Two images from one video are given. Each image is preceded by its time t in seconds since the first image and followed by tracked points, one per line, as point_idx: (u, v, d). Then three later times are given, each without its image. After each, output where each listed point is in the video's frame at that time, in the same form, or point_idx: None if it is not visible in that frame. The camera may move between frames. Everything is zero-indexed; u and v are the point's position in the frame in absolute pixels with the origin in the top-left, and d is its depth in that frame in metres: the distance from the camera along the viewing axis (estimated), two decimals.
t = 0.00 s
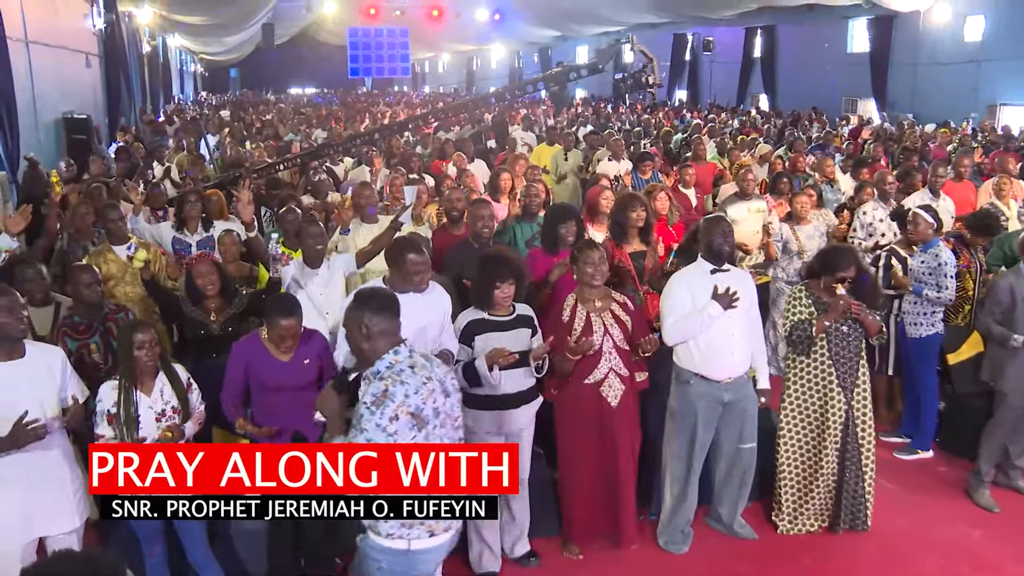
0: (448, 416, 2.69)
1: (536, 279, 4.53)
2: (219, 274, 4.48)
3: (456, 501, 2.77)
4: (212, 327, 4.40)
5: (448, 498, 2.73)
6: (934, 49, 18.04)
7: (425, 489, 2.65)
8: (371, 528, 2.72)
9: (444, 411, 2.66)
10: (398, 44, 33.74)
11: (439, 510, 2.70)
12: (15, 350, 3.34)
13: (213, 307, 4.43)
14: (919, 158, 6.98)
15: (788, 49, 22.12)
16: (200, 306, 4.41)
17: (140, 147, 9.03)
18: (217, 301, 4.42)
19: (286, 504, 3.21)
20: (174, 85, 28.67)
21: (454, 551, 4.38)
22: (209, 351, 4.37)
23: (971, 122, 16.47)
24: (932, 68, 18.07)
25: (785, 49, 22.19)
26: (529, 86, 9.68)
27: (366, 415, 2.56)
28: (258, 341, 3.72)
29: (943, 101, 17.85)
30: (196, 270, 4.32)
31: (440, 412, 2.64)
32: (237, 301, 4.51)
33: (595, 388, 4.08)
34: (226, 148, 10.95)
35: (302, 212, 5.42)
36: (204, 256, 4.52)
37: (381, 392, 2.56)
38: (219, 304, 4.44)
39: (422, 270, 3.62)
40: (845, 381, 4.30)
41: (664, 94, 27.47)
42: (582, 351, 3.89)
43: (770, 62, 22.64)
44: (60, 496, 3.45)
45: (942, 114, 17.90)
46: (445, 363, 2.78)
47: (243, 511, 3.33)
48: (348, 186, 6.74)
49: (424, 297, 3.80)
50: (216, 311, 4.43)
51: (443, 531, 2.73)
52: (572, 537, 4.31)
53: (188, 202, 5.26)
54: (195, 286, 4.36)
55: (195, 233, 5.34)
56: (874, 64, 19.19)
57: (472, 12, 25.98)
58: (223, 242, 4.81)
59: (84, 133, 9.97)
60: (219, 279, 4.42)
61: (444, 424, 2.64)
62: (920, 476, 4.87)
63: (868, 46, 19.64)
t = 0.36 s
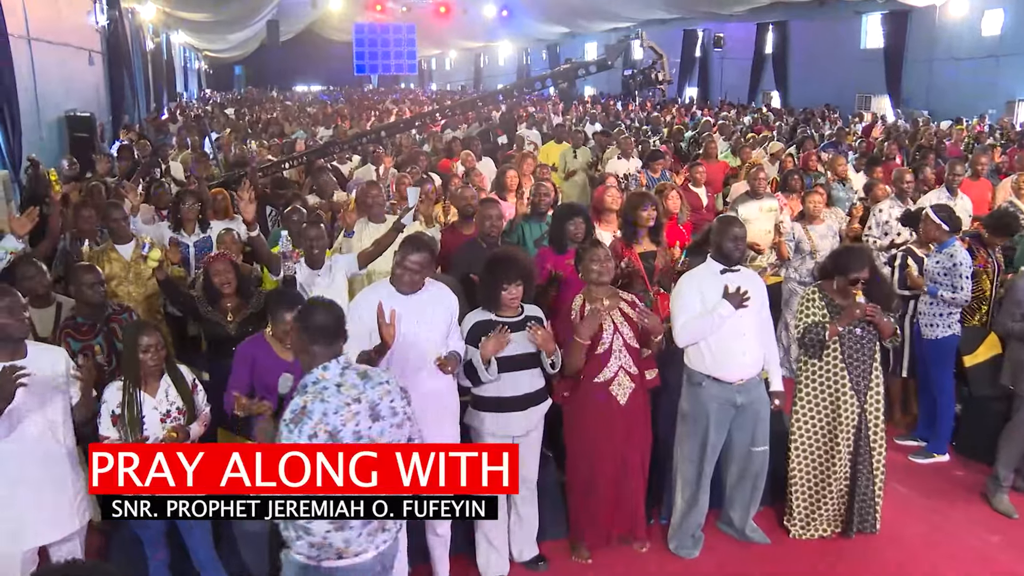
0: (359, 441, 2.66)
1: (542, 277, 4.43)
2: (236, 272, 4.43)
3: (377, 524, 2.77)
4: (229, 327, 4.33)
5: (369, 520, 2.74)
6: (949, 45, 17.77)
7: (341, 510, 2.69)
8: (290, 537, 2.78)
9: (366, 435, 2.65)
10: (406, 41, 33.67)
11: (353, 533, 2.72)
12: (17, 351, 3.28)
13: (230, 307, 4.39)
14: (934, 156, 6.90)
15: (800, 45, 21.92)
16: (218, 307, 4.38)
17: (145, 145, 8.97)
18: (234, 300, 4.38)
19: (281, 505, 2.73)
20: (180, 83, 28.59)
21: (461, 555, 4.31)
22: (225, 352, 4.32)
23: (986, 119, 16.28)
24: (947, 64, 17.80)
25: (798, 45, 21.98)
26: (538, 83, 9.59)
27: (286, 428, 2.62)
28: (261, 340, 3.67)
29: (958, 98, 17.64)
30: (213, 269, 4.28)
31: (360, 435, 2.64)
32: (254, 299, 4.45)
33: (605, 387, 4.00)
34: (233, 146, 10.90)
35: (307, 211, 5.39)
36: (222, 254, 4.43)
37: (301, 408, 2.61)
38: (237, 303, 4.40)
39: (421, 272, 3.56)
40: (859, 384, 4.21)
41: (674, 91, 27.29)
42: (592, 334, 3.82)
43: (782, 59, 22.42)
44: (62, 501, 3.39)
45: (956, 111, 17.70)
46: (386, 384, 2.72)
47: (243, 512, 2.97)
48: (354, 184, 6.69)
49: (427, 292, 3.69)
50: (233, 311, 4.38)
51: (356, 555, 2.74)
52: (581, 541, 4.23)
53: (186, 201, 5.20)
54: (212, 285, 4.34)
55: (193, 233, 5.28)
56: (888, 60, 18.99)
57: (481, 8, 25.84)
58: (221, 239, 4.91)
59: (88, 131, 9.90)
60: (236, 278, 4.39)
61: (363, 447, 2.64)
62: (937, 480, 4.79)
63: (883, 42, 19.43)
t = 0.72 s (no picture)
0: (360, 440, 2.68)
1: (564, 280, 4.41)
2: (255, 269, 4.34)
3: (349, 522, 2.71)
4: (245, 325, 4.28)
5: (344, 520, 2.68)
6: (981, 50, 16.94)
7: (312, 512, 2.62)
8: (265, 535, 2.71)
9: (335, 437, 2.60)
10: (427, 38, 33.63)
11: (325, 532, 2.65)
12: (40, 346, 3.29)
13: (246, 304, 4.31)
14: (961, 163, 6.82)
15: (824, 47, 21.67)
16: (235, 304, 4.32)
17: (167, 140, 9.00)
18: (250, 298, 4.30)
19: (281, 505, 2.61)
20: (199, 78, 28.68)
21: (476, 556, 4.28)
22: (242, 350, 4.29)
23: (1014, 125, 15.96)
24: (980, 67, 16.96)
25: (824, 47, 21.56)
26: (559, 83, 9.53)
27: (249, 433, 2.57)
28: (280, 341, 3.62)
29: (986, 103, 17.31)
30: (232, 268, 4.19)
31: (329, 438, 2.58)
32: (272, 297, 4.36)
33: (622, 392, 3.96)
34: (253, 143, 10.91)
35: (326, 209, 5.41)
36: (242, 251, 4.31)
37: (263, 414, 2.55)
38: (254, 300, 4.32)
39: (452, 270, 3.52)
40: (882, 393, 4.16)
41: (696, 92, 27.07)
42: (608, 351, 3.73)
43: (806, 61, 22.14)
44: (76, 498, 3.42)
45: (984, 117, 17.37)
46: (357, 381, 2.67)
47: (242, 512, 2.77)
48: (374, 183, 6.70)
49: (453, 295, 3.66)
50: (249, 308, 4.31)
51: (329, 552, 2.67)
52: (597, 545, 4.19)
53: (206, 196, 5.19)
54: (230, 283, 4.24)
55: (211, 229, 5.28)
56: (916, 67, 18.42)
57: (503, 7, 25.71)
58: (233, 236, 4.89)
59: (109, 125, 9.93)
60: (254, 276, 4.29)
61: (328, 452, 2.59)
62: (961, 491, 4.73)
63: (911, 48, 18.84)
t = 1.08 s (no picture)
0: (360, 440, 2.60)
1: (585, 278, 4.43)
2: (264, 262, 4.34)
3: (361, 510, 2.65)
4: (253, 317, 4.30)
5: (351, 509, 2.61)
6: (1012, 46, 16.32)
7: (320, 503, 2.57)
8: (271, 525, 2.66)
9: (355, 422, 2.55)
10: (450, 32, 33.59)
11: (334, 520, 2.59)
12: (64, 336, 3.30)
13: (255, 297, 4.31)
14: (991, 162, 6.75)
15: (851, 43, 21.42)
16: (244, 297, 4.31)
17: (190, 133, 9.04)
18: (259, 291, 4.29)
19: (281, 505, 2.59)
20: (222, 71, 28.84)
21: (495, 553, 4.27)
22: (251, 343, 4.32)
23: None
24: (1011, 63, 16.35)
25: (850, 43, 21.41)
26: (584, 77, 9.50)
27: (271, 413, 2.52)
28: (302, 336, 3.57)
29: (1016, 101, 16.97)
30: (242, 262, 4.21)
31: (349, 422, 2.54)
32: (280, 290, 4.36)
33: (645, 391, 3.93)
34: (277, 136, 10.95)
35: (349, 202, 5.43)
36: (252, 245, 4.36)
37: (287, 392, 2.50)
38: (263, 294, 4.31)
39: (463, 268, 3.50)
40: (907, 394, 4.11)
41: (720, 88, 26.89)
42: (626, 353, 3.77)
43: (833, 57, 21.90)
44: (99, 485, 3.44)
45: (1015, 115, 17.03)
46: (378, 369, 2.64)
47: (242, 513, 2.83)
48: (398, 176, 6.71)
49: (468, 285, 3.64)
50: (258, 301, 4.31)
51: (337, 541, 2.60)
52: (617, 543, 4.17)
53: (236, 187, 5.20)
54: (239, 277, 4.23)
55: (241, 221, 5.28)
56: (945, 60, 18.05)
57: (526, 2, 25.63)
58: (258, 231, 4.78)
59: (133, 117, 9.97)
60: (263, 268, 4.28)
61: (350, 436, 2.54)
62: (987, 495, 4.70)
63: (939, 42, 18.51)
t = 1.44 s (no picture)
0: (368, 440, 2.64)
1: (602, 276, 4.46)
2: (269, 263, 4.44)
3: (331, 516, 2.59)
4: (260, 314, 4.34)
5: (318, 513, 2.57)
6: None
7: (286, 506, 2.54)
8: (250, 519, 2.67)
9: (308, 433, 2.47)
10: (464, 29, 33.51)
11: (302, 522, 2.56)
12: (85, 332, 3.32)
13: (262, 295, 4.37)
14: (1008, 160, 6.73)
15: (868, 40, 21.28)
16: (250, 296, 4.38)
17: (207, 130, 9.08)
18: (266, 290, 4.37)
19: (281, 505, 2.54)
20: (236, 69, 29.01)
21: (510, 549, 4.29)
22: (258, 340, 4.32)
23: None
24: None
25: (866, 40, 21.29)
26: (599, 75, 9.49)
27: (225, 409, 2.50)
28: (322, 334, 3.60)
29: None
30: (248, 262, 4.26)
31: (300, 431, 2.46)
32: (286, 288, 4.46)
33: (664, 390, 3.93)
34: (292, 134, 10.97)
35: (365, 199, 5.46)
36: (256, 247, 4.36)
37: (242, 391, 2.47)
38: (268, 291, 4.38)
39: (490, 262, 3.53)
40: (925, 393, 4.09)
41: (735, 86, 26.74)
42: (644, 352, 3.79)
43: (850, 55, 21.77)
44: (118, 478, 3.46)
45: None
46: (351, 383, 2.52)
47: (243, 512, 2.65)
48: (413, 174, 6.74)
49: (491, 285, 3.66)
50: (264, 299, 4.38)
51: (305, 543, 2.58)
52: (631, 540, 4.19)
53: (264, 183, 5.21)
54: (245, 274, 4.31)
55: (268, 217, 5.32)
56: (965, 55, 17.91)
57: None
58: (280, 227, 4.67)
59: (149, 114, 10.03)
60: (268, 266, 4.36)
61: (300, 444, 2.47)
62: (1003, 494, 4.70)
63: (958, 39, 18.41)
